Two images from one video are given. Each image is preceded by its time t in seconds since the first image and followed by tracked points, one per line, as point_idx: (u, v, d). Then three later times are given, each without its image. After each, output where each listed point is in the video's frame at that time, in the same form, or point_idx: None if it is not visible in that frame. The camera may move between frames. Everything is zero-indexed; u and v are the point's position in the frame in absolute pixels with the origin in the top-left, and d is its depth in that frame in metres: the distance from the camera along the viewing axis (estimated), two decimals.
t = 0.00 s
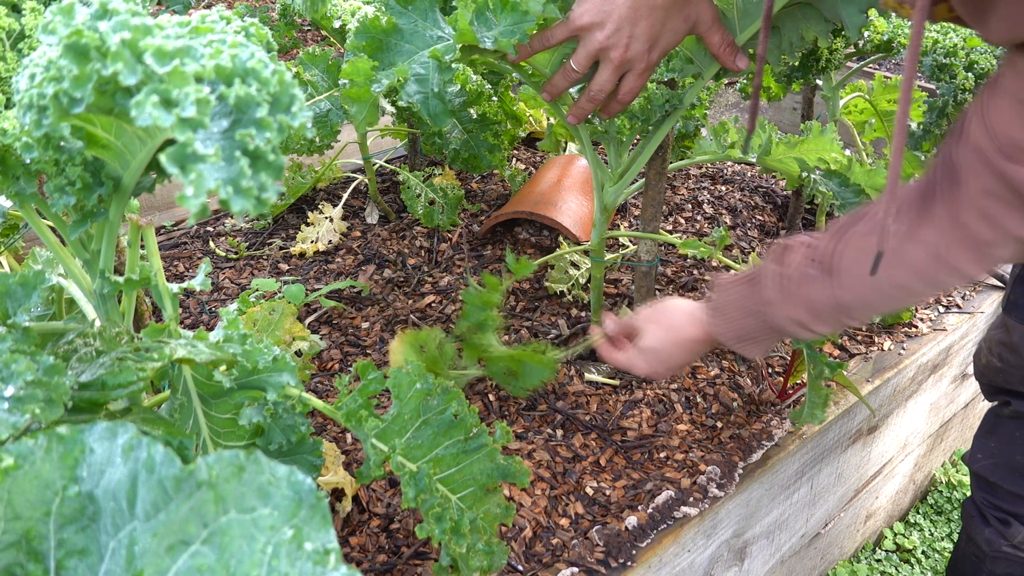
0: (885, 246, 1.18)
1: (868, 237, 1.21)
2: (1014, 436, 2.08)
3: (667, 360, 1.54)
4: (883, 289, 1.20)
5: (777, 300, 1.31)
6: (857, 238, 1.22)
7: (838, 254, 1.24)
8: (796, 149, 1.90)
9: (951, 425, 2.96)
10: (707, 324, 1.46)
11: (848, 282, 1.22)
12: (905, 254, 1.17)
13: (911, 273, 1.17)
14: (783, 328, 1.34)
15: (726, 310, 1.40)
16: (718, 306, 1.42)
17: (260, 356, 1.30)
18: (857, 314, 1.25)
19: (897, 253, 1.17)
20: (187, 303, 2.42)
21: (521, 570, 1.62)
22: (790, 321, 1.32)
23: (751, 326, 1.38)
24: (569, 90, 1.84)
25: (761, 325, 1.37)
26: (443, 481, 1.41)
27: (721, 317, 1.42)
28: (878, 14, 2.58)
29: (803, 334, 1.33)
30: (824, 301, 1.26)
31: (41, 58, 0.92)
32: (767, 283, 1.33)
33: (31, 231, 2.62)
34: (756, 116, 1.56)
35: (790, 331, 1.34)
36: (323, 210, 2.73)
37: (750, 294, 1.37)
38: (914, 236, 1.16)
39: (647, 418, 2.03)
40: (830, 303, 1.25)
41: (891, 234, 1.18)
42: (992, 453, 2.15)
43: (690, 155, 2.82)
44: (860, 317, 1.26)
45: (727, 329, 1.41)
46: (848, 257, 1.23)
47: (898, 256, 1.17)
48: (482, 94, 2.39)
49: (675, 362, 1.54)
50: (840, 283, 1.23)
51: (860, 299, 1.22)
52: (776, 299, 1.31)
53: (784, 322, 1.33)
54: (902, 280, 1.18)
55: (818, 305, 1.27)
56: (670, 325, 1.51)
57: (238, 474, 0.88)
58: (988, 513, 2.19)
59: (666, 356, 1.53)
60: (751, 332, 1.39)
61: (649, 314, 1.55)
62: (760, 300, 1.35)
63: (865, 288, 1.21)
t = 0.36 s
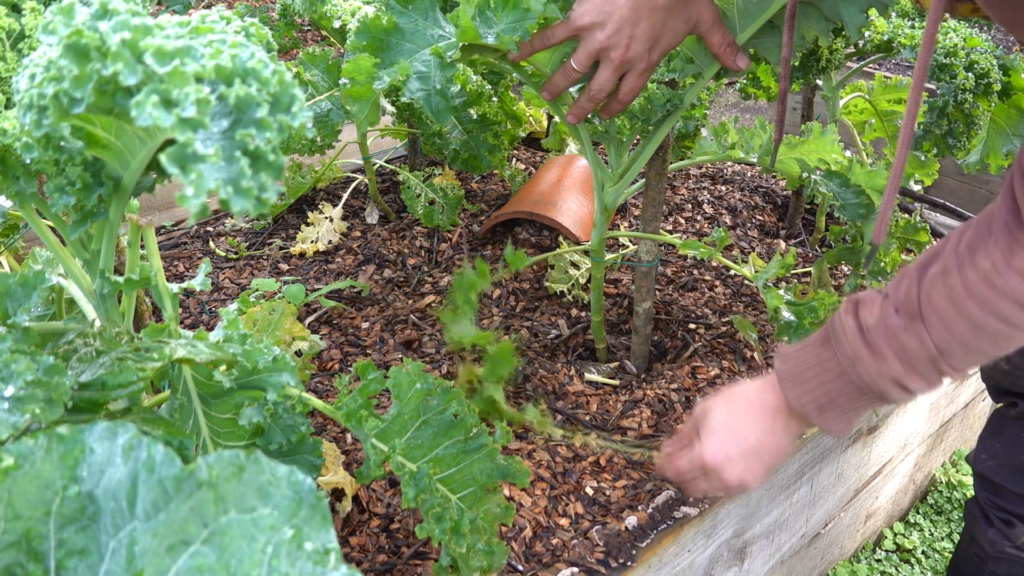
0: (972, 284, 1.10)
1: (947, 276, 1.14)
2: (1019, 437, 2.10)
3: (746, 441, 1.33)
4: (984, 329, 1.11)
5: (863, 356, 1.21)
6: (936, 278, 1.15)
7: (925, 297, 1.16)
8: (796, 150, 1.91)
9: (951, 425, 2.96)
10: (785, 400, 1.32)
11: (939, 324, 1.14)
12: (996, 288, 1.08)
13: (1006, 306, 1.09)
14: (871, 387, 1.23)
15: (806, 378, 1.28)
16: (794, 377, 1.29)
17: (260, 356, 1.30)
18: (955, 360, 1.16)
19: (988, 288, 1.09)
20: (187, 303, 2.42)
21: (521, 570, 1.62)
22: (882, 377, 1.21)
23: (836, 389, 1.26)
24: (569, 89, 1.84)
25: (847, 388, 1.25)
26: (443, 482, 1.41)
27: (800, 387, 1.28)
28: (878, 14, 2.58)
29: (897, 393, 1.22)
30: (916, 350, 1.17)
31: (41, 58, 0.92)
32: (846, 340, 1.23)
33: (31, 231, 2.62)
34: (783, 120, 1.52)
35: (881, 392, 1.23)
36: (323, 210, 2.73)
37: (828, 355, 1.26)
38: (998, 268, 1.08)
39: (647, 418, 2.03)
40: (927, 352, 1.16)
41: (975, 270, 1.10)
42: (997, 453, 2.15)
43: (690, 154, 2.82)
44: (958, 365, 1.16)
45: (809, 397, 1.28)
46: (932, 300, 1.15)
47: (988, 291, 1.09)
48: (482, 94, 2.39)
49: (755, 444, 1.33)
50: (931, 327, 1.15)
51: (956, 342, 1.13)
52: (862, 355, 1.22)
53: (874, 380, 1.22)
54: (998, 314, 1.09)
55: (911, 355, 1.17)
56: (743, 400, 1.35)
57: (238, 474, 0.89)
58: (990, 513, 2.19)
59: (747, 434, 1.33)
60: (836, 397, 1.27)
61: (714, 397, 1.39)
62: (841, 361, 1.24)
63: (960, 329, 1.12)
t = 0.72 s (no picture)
0: (991, 276, 1.17)
1: (963, 268, 1.21)
2: (1019, 437, 2.10)
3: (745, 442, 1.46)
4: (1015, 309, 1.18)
5: (893, 340, 1.28)
6: (956, 270, 1.22)
7: (953, 282, 1.22)
8: (797, 149, 1.90)
9: (951, 425, 2.96)
10: (805, 384, 1.41)
11: (968, 313, 1.21)
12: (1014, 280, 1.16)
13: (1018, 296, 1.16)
14: (901, 368, 1.31)
15: (830, 362, 1.37)
16: (817, 361, 1.38)
17: (260, 356, 1.30)
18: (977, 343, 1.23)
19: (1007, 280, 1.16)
20: (187, 303, 2.42)
21: (521, 570, 1.62)
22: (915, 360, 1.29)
23: (867, 367, 1.34)
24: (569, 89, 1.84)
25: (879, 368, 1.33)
26: (443, 482, 1.41)
27: (833, 368, 1.37)
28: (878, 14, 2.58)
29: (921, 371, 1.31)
30: (947, 334, 1.23)
31: (41, 58, 0.92)
32: (878, 327, 1.30)
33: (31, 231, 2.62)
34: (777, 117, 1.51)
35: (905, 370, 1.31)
36: (323, 210, 2.73)
37: (862, 341, 1.33)
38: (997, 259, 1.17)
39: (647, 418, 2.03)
40: (956, 335, 1.23)
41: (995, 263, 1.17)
42: (998, 454, 2.15)
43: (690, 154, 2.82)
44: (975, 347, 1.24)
45: (836, 380, 1.37)
46: (957, 290, 1.22)
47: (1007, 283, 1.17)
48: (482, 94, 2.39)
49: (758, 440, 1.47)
50: (964, 313, 1.21)
51: (975, 329, 1.21)
52: (893, 340, 1.28)
53: (902, 363, 1.30)
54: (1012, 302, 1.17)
55: (940, 338, 1.24)
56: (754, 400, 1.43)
57: (238, 474, 0.88)
58: (991, 514, 2.19)
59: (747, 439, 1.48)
60: (865, 375, 1.36)
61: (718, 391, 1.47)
62: (871, 344, 1.32)
63: (991, 315, 1.19)
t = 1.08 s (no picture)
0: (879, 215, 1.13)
1: (857, 201, 1.17)
2: (1019, 437, 2.10)
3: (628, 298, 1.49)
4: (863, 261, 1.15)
5: (752, 252, 1.27)
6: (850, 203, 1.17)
7: (828, 214, 1.18)
8: (797, 149, 1.89)
9: (951, 425, 2.96)
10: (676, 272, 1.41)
11: (829, 246, 1.17)
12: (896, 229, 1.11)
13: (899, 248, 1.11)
14: (752, 286, 1.29)
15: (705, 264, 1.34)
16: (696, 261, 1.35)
17: (260, 356, 1.30)
18: (832, 284, 1.21)
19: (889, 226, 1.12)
20: (187, 303, 2.42)
21: (521, 570, 1.62)
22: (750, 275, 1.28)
23: (720, 279, 1.32)
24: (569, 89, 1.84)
25: (727, 279, 1.32)
26: (443, 481, 1.41)
27: (696, 267, 1.35)
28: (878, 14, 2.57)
29: (770, 295, 1.29)
30: (792, 262, 1.21)
31: (41, 58, 0.92)
32: (747, 237, 1.28)
33: (31, 231, 2.62)
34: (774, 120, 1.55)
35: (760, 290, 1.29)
36: (323, 210, 2.73)
37: (727, 245, 1.31)
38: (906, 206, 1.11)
39: (647, 418, 2.03)
40: (807, 265, 1.20)
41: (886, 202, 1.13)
42: (999, 454, 2.15)
43: (690, 154, 2.82)
44: (836, 287, 1.21)
45: (701, 279, 1.35)
46: (834, 219, 1.17)
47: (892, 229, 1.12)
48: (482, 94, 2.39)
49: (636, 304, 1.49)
50: (819, 247, 1.18)
51: (840, 268, 1.17)
52: (751, 256, 1.27)
53: (755, 279, 1.28)
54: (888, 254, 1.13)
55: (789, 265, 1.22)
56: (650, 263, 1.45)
57: (238, 474, 0.88)
58: (991, 514, 2.19)
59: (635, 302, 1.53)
60: (717, 284, 1.34)
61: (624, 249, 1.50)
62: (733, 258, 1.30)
63: (842, 258, 1.17)
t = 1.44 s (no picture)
0: (816, 184, 1.26)
1: (804, 175, 1.30)
2: (1018, 436, 2.09)
3: (607, 280, 1.64)
4: (808, 229, 1.27)
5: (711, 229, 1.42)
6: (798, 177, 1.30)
7: (780, 189, 1.32)
8: (796, 149, 1.90)
9: (951, 425, 2.96)
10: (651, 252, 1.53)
11: (775, 216, 1.31)
12: (831, 195, 1.24)
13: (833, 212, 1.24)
14: (711, 256, 1.43)
15: (670, 237, 1.48)
16: (663, 235, 1.50)
17: (260, 356, 1.30)
18: (780, 254, 1.33)
19: (826, 193, 1.24)
20: (187, 303, 2.42)
21: (521, 570, 1.62)
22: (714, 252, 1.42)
23: (685, 256, 1.46)
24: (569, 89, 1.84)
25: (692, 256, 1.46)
26: (443, 481, 1.41)
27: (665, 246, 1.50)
28: (878, 15, 2.57)
29: (732, 269, 1.42)
30: (747, 234, 1.35)
31: (41, 58, 0.92)
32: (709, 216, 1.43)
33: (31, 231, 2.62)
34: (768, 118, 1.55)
35: (720, 266, 1.43)
36: (323, 210, 2.73)
37: (694, 224, 1.46)
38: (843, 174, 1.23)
39: (647, 418, 2.03)
40: (757, 238, 1.34)
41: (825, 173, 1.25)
42: (998, 453, 2.15)
43: (690, 154, 2.82)
44: (784, 259, 1.33)
45: (670, 257, 1.49)
46: (782, 192, 1.31)
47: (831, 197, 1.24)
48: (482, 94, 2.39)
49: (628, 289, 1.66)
50: (768, 217, 1.32)
51: (783, 236, 1.30)
52: (709, 232, 1.42)
53: (715, 254, 1.42)
54: (822, 218, 1.25)
55: (744, 235, 1.36)
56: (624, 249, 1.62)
57: (238, 474, 0.88)
58: (990, 513, 2.19)
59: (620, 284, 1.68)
60: (686, 263, 1.47)
61: (599, 237, 1.67)
62: (697, 233, 1.45)
63: (787, 225, 1.29)
